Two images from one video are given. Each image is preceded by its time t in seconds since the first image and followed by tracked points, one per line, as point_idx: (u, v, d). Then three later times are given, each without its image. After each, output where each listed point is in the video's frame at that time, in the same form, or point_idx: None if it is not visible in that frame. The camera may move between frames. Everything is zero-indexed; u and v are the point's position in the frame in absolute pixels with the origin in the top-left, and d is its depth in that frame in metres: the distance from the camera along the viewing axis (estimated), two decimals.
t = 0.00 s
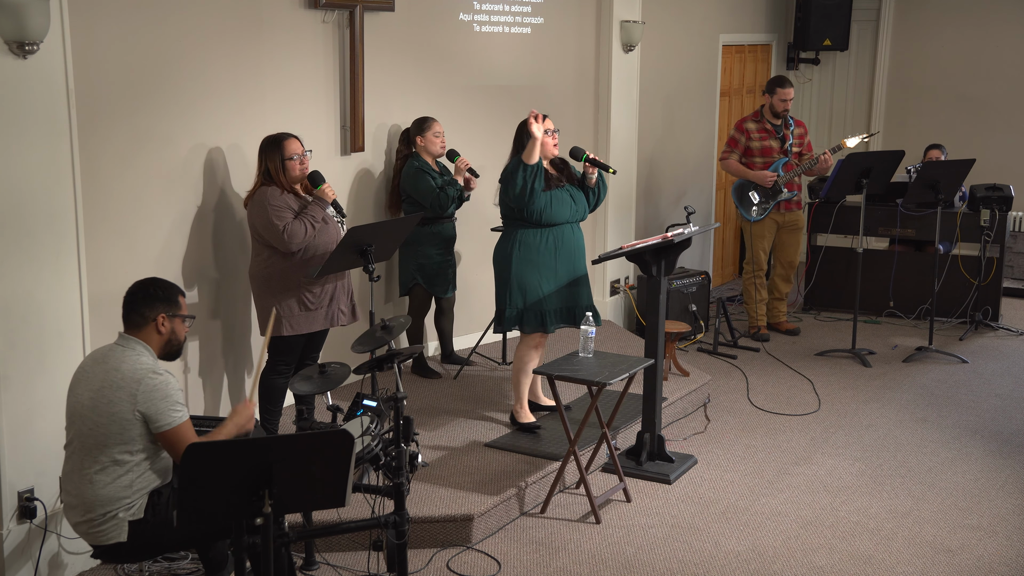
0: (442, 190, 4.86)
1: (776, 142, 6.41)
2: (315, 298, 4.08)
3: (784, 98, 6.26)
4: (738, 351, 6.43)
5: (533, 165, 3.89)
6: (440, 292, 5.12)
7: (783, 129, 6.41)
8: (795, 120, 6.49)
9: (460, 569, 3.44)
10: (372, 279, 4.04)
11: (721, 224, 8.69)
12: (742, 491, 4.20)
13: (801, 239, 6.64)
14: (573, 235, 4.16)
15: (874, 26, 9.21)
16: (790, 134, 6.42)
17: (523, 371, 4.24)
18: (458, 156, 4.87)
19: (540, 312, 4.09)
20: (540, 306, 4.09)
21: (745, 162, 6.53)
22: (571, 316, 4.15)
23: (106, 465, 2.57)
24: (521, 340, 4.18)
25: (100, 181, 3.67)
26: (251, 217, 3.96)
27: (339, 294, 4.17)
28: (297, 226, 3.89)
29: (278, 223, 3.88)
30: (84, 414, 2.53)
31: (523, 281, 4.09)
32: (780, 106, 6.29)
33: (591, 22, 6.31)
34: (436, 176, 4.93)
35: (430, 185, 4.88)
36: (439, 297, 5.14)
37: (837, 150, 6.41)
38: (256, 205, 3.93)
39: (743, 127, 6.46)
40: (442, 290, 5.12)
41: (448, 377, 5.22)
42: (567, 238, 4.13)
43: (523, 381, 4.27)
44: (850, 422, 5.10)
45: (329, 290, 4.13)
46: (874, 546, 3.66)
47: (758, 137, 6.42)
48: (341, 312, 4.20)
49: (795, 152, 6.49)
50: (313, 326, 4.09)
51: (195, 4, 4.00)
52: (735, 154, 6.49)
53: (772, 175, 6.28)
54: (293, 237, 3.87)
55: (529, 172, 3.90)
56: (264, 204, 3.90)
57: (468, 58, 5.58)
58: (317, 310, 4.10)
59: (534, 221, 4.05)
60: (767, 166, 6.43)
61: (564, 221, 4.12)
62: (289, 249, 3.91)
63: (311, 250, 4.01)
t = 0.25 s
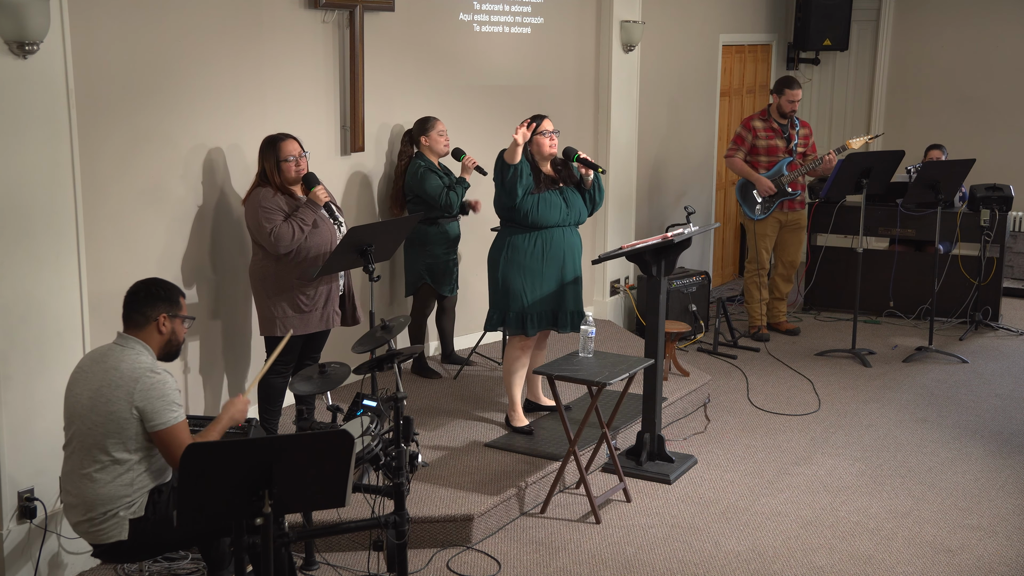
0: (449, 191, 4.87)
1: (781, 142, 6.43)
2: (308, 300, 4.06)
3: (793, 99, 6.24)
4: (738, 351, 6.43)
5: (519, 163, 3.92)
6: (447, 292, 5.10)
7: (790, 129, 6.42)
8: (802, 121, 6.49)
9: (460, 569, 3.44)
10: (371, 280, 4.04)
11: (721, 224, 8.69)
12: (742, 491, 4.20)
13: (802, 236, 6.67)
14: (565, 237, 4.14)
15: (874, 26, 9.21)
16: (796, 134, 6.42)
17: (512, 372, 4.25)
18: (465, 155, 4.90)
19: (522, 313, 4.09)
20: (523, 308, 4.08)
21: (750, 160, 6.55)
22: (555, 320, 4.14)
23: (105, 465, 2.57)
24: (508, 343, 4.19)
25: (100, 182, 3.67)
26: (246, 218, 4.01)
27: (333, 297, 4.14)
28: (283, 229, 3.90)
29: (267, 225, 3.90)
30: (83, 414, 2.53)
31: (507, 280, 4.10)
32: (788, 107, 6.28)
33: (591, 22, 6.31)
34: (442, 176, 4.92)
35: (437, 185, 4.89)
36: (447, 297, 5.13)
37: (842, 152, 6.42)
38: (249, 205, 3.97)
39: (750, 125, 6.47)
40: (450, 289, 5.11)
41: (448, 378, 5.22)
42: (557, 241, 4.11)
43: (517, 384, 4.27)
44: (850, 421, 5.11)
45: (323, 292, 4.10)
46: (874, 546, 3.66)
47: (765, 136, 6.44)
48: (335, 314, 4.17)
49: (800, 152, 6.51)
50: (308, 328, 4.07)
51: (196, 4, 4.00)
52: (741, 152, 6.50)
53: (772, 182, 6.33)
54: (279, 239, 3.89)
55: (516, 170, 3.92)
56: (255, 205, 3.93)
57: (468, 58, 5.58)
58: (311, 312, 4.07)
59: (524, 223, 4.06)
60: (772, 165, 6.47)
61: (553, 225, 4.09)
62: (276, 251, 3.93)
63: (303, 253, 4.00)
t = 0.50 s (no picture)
0: (454, 190, 4.84)
1: (785, 141, 6.43)
2: (301, 302, 4.06)
3: (798, 98, 6.27)
4: (738, 351, 6.43)
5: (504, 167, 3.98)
6: (453, 289, 5.13)
7: (794, 128, 6.43)
8: (806, 120, 6.50)
9: (460, 569, 3.44)
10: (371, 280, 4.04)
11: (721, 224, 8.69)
12: (742, 491, 4.20)
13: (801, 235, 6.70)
14: (557, 241, 4.13)
15: (874, 26, 9.21)
16: (800, 134, 6.43)
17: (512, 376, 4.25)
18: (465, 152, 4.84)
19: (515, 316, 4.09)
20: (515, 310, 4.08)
21: (754, 158, 6.54)
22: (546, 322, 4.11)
23: (102, 466, 2.57)
24: (506, 345, 4.19)
25: (99, 181, 3.67)
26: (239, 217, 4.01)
27: (326, 299, 4.13)
28: (275, 229, 3.90)
29: (258, 225, 3.91)
30: (78, 417, 2.53)
31: (501, 282, 4.11)
32: (793, 105, 6.30)
33: (591, 22, 6.31)
34: (447, 175, 4.90)
35: (443, 183, 4.87)
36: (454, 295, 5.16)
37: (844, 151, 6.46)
38: (243, 204, 3.98)
39: (755, 123, 6.46)
40: (456, 287, 5.13)
41: (448, 377, 5.22)
42: (548, 244, 4.10)
43: (517, 385, 4.28)
44: (850, 421, 5.11)
45: (315, 294, 4.09)
46: (874, 546, 3.66)
47: (769, 134, 6.44)
48: (328, 316, 4.16)
49: (803, 151, 6.51)
50: (302, 330, 4.08)
51: (195, 4, 4.00)
52: (745, 150, 6.50)
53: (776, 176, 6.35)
54: (270, 240, 3.89)
55: (500, 172, 3.98)
56: (248, 204, 3.93)
57: (468, 58, 5.58)
58: (304, 314, 4.07)
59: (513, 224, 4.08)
60: (775, 163, 6.46)
61: (545, 227, 4.08)
62: (267, 252, 3.93)
63: (295, 253, 4.00)
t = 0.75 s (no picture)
0: (455, 189, 4.90)
1: (788, 141, 6.43)
2: (297, 303, 4.04)
3: (801, 98, 6.26)
4: (737, 351, 6.43)
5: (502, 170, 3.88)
6: (457, 289, 5.13)
7: (798, 128, 6.42)
8: (810, 121, 6.49)
9: (460, 569, 3.44)
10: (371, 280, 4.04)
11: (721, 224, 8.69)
12: (742, 491, 4.20)
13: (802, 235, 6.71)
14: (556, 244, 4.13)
15: (874, 26, 9.21)
16: (803, 134, 6.42)
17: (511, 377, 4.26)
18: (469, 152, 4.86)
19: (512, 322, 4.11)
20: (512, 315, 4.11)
21: (756, 158, 6.55)
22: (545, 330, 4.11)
23: (103, 466, 2.57)
24: (506, 350, 4.19)
25: (99, 182, 3.67)
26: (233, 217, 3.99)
27: (321, 299, 4.13)
28: (272, 228, 3.90)
29: (255, 225, 3.90)
30: (80, 416, 2.53)
31: (500, 284, 4.11)
32: (796, 105, 6.29)
33: (591, 22, 6.31)
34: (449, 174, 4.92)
35: (445, 182, 4.90)
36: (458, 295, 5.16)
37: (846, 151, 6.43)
38: (238, 205, 3.97)
39: (758, 123, 6.47)
40: (460, 286, 5.13)
41: (448, 378, 5.22)
42: (550, 248, 4.10)
43: (514, 387, 4.29)
44: (850, 421, 5.10)
45: (310, 294, 4.09)
46: (874, 546, 3.66)
47: (771, 134, 6.44)
48: (324, 318, 4.16)
49: (806, 152, 6.49)
50: (296, 331, 4.06)
51: (195, 4, 4.00)
52: (747, 149, 6.51)
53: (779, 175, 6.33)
54: (267, 239, 3.88)
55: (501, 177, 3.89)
56: (243, 204, 3.92)
57: (468, 58, 5.58)
58: (299, 315, 4.06)
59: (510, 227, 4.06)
60: (777, 163, 6.46)
61: (547, 231, 4.08)
62: (264, 251, 3.92)
63: (291, 253, 4.01)
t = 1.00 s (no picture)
0: (452, 189, 4.92)
1: (789, 141, 6.43)
2: (298, 303, 4.06)
3: (803, 99, 6.24)
4: (738, 351, 6.43)
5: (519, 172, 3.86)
6: (456, 288, 5.12)
7: (799, 128, 6.41)
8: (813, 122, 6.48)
9: (460, 569, 3.44)
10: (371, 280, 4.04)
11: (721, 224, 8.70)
12: (742, 491, 4.20)
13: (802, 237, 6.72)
14: (556, 245, 4.14)
15: (874, 26, 9.22)
16: (805, 134, 6.42)
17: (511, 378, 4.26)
18: (469, 153, 4.86)
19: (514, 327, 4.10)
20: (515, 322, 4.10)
21: (757, 158, 6.55)
22: (547, 334, 4.12)
23: (103, 466, 2.57)
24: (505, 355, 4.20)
25: (98, 182, 3.67)
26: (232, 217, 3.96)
27: (320, 299, 4.15)
28: (276, 229, 3.91)
29: (259, 225, 3.88)
30: (81, 416, 2.53)
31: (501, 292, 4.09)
32: (798, 106, 6.28)
33: (591, 22, 6.31)
34: (447, 174, 4.94)
35: (442, 182, 4.93)
36: (456, 294, 5.14)
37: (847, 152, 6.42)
38: (238, 204, 3.94)
39: (759, 123, 6.47)
40: (459, 286, 5.12)
41: (448, 378, 5.22)
42: (556, 251, 4.13)
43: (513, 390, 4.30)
44: (850, 421, 5.11)
45: (309, 294, 4.11)
46: (874, 546, 3.66)
47: (772, 134, 6.44)
48: (322, 319, 4.17)
49: (808, 152, 6.48)
50: (296, 333, 4.06)
51: (195, 3, 4.00)
52: (749, 149, 6.52)
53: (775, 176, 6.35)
54: (271, 240, 3.90)
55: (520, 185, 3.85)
56: (245, 204, 3.89)
57: (468, 58, 5.58)
58: (300, 315, 4.07)
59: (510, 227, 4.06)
60: (778, 163, 6.46)
61: (553, 233, 4.09)
62: (266, 251, 3.93)
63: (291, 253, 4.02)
